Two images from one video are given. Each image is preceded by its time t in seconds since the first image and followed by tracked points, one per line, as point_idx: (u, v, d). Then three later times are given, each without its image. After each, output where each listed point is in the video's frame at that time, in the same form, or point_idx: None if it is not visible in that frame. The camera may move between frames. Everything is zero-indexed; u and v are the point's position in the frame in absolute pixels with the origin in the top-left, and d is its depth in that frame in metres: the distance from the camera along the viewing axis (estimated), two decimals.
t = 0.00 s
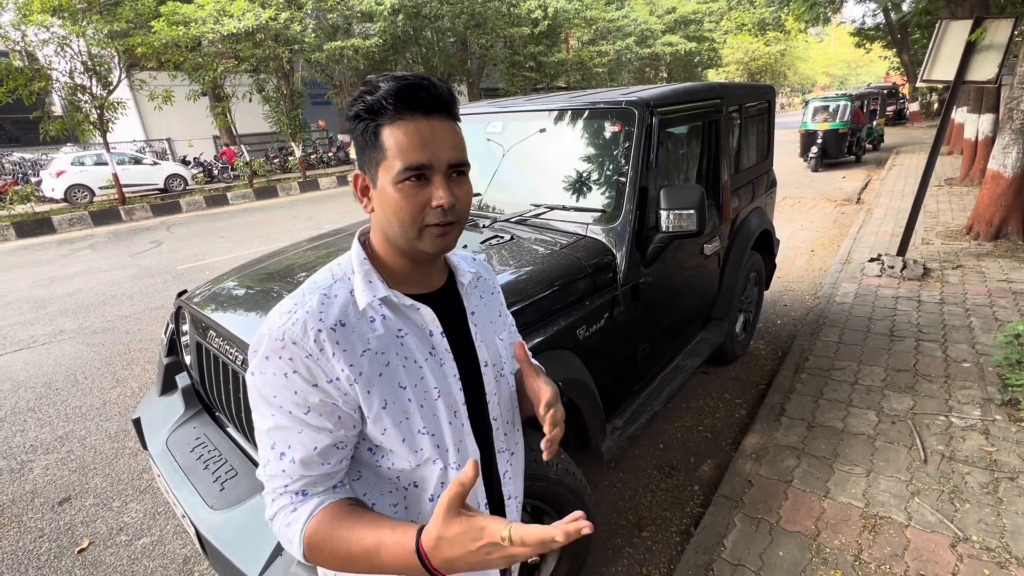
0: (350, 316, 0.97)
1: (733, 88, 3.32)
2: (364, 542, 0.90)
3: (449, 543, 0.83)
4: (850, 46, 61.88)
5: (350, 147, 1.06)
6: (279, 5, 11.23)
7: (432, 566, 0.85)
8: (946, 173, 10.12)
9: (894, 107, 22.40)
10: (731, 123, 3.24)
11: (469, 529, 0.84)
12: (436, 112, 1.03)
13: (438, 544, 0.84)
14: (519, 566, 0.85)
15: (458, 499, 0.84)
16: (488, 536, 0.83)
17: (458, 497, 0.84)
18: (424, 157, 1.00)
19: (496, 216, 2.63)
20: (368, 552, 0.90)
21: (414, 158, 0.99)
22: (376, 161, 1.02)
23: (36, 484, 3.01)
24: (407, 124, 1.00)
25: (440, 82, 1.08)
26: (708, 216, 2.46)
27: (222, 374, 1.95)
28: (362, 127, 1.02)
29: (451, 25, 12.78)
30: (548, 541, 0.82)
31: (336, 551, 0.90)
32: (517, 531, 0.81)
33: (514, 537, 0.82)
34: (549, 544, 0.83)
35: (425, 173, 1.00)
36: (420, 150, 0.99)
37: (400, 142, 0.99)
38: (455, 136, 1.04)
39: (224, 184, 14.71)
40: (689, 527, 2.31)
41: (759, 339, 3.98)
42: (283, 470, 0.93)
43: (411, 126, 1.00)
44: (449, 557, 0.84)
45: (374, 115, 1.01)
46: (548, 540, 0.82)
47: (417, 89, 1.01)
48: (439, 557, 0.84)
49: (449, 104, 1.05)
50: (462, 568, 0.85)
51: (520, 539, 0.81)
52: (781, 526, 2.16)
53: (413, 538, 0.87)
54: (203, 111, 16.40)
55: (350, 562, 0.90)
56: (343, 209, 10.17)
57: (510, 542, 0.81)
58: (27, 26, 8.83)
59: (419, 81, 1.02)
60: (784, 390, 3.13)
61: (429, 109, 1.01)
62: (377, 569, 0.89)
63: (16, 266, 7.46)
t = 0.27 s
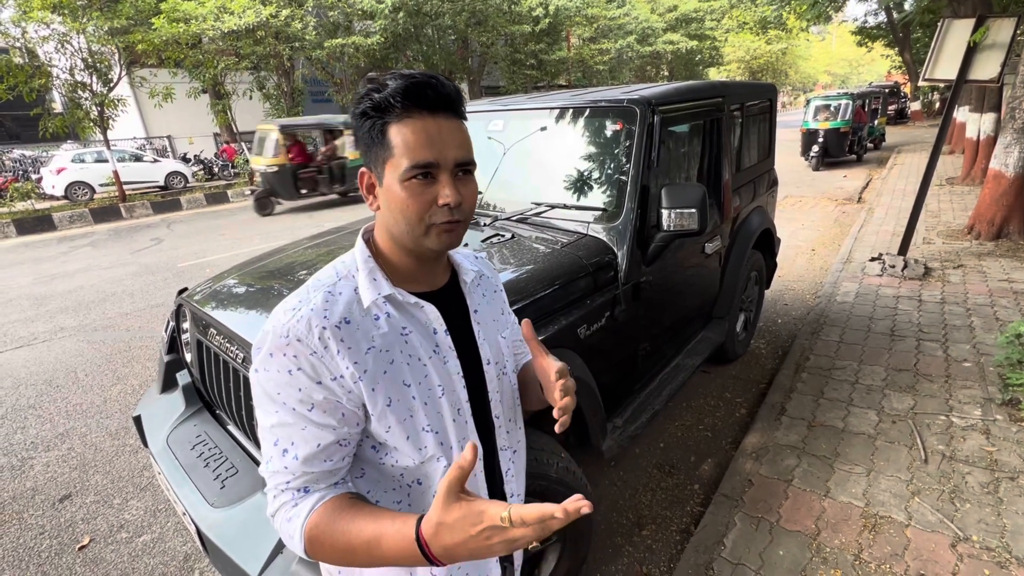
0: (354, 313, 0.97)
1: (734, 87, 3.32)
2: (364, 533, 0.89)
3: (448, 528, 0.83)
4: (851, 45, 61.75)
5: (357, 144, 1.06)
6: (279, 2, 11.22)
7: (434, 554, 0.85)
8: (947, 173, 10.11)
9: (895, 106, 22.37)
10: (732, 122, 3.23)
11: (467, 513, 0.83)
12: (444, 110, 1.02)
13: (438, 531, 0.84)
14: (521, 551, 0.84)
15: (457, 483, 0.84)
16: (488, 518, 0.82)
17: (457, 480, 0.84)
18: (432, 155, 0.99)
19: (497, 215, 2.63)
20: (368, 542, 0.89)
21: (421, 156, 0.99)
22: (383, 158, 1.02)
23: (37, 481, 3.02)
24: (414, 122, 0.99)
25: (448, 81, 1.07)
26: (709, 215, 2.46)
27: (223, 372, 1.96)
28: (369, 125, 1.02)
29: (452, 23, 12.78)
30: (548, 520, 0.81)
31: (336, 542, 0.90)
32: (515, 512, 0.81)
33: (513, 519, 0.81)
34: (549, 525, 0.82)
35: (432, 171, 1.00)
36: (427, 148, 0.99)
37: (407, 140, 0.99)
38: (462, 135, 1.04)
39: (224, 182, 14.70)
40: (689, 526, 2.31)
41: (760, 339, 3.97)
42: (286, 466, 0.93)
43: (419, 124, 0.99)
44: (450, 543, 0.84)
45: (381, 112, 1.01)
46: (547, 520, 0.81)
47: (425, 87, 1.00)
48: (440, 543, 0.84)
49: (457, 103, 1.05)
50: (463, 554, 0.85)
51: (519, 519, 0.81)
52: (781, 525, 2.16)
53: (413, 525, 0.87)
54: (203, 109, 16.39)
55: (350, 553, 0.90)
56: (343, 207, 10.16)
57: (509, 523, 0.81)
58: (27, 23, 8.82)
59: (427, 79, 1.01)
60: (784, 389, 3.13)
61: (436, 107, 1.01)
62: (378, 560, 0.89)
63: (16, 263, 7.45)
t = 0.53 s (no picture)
0: (354, 307, 0.97)
1: (735, 84, 3.31)
2: (371, 510, 0.88)
3: (459, 482, 0.83)
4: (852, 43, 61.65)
5: (355, 140, 1.06)
6: None
7: (448, 515, 0.84)
8: (948, 171, 10.10)
9: (897, 105, 22.33)
10: (733, 119, 3.23)
11: (476, 465, 0.83)
12: (442, 105, 1.02)
13: (448, 487, 0.83)
14: (533, 497, 0.84)
15: (465, 436, 0.84)
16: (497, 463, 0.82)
17: (464, 432, 0.83)
18: (429, 148, 0.99)
19: (497, 212, 2.63)
20: (377, 519, 0.88)
21: (419, 149, 0.99)
22: (381, 153, 1.01)
23: (37, 477, 3.02)
24: (413, 117, 0.99)
25: (447, 75, 1.07)
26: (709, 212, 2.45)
27: (222, 369, 1.95)
28: (366, 120, 1.01)
29: (452, 20, 12.77)
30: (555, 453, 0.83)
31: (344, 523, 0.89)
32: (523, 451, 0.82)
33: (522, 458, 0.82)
34: (556, 461, 0.84)
35: (430, 165, 1.00)
36: (425, 142, 0.98)
37: (405, 134, 0.98)
38: (460, 129, 1.04)
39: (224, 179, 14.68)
40: (688, 523, 2.31)
41: (760, 336, 3.97)
42: (290, 460, 0.92)
43: (416, 118, 0.99)
44: (462, 497, 0.83)
45: (379, 107, 1.00)
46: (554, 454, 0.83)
47: (423, 81, 1.00)
48: (452, 500, 0.83)
49: (455, 98, 1.05)
50: (477, 512, 0.84)
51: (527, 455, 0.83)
52: (780, 523, 2.17)
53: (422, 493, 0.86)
54: (203, 106, 16.37)
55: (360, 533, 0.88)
56: (343, 204, 10.15)
57: (519, 463, 0.82)
58: (26, 19, 8.80)
59: (425, 73, 1.01)
60: (784, 387, 3.13)
61: (434, 102, 1.01)
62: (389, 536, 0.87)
63: (16, 260, 7.45)
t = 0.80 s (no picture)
0: (354, 301, 0.97)
1: (736, 82, 3.30)
2: (380, 487, 0.88)
3: (469, 445, 0.86)
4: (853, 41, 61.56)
5: (354, 137, 1.06)
6: None
7: (458, 480, 0.86)
8: (949, 169, 10.09)
9: (898, 103, 22.32)
10: (734, 117, 3.23)
11: (483, 426, 0.86)
12: (440, 101, 1.02)
13: (457, 451, 0.86)
14: (536, 456, 0.89)
15: (471, 400, 0.87)
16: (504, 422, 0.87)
17: (469, 396, 0.87)
18: (427, 145, 0.99)
19: (497, 210, 2.63)
20: (389, 495, 0.88)
21: (417, 145, 0.99)
22: (380, 149, 1.01)
23: (37, 475, 3.02)
24: (411, 113, 0.99)
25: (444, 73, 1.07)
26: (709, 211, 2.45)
27: (222, 367, 1.95)
28: (365, 116, 1.01)
29: (452, 18, 12.76)
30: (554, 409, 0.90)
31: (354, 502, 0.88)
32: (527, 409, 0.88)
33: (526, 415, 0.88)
34: (557, 415, 0.90)
35: (428, 161, 1.00)
36: (423, 138, 0.99)
37: (404, 130, 0.99)
38: (458, 126, 1.04)
39: (224, 177, 14.68)
40: (688, 521, 2.31)
41: (760, 335, 3.97)
42: (296, 452, 0.92)
43: (415, 115, 0.99)
44: (473, 460, 0.85)
45: (378, 104, 1.00)
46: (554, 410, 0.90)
47: (421, 78, 1.00)
48: (462, 464, 0.85)
49: (453, 95, 1.05)
50: (486, 475, 0.87)
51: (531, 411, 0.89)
52: (780, 520, 2.17)
53: (429, 464, 0.88)
54: (203, 104, 16.35)
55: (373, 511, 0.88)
56: (342, 202, 10.15)
57: (524, 420, 0.87)
58: (26, 16, 8.78)
59: (424, 70, 1.01)
60: (784, 385, 3.13)
61: (432, 99, 1.01)
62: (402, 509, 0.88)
63: (16, 258, 7.45)
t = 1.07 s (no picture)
0: (351, 297, 0.97)
1: (735, 81, 3.30)
2: (365, 475, 0.88)
3: (452, 421, 0.86)
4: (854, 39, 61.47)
5: (353, 136, 1.06)
6: None
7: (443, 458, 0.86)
8: (949, 168, 10.08)
9: (898, 102, 22.31)
10: (734, 115, 3.22)
11: (463, 401, 0.86)
12: (439, 103, 1.03)
13: (440, 428, 0.86)
14: (520, 427, 0.90)
15: (449, 376, 0.88)
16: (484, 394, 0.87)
17: (447, 373, 0.88)
18: (425, 146, 0.99)
19: (496, 208, 2.63)
20: (378, 479, 0.88)
21: (415, 146, 0.99)
22: (378, 148, 1.01)
23: (37, 473, 3.03)
24: (410, 114, 0.99)
25: (443, 75, 1.08)
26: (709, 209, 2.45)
27: (223, 365, 1.95)
28: (364, 116, 1.01)
29: (452, 16, 12.75)
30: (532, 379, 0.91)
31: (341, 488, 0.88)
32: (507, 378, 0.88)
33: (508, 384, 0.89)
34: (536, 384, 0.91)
35: (426, 162, 1.00)
36: (422, 139, 0.99)
37: (402, 130, 0.99)
38: (456, 128, 1.04)
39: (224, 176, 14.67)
40: (687, 519, 2.32)
41: (760, 333, 3.97)
42: (290, 446, 0.92)
43: (414, 116, 1.00)
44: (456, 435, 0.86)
45: (377, 104, 1.00)
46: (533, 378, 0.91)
47: (421, 80, 1.00)
48: (446, 441, 0.85)
49: (451, 97, 1.05)
50: (471, 450, 0.87)
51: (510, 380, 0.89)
52: (779, 519, 2.17)
53: (412, 447, 0.88)
54: (203, 102, 16.34)
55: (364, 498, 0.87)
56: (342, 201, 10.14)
57: (504, 390, 0.88)
58: (25, 14, 8.76)
59: (423, 72, 1.01)
60: (784, 384, 3.13)
61: (431, 100, 1.01)
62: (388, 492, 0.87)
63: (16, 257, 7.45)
